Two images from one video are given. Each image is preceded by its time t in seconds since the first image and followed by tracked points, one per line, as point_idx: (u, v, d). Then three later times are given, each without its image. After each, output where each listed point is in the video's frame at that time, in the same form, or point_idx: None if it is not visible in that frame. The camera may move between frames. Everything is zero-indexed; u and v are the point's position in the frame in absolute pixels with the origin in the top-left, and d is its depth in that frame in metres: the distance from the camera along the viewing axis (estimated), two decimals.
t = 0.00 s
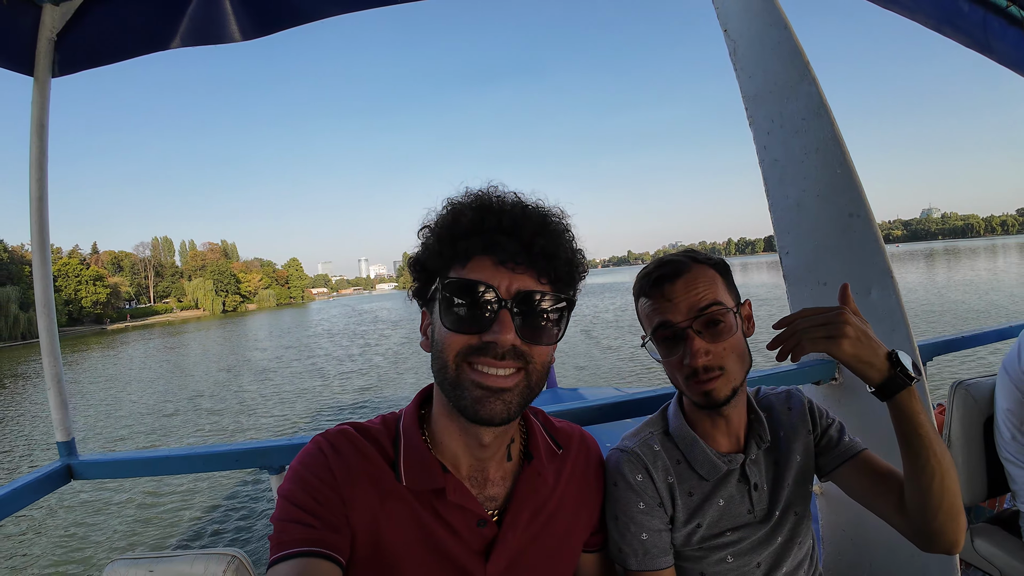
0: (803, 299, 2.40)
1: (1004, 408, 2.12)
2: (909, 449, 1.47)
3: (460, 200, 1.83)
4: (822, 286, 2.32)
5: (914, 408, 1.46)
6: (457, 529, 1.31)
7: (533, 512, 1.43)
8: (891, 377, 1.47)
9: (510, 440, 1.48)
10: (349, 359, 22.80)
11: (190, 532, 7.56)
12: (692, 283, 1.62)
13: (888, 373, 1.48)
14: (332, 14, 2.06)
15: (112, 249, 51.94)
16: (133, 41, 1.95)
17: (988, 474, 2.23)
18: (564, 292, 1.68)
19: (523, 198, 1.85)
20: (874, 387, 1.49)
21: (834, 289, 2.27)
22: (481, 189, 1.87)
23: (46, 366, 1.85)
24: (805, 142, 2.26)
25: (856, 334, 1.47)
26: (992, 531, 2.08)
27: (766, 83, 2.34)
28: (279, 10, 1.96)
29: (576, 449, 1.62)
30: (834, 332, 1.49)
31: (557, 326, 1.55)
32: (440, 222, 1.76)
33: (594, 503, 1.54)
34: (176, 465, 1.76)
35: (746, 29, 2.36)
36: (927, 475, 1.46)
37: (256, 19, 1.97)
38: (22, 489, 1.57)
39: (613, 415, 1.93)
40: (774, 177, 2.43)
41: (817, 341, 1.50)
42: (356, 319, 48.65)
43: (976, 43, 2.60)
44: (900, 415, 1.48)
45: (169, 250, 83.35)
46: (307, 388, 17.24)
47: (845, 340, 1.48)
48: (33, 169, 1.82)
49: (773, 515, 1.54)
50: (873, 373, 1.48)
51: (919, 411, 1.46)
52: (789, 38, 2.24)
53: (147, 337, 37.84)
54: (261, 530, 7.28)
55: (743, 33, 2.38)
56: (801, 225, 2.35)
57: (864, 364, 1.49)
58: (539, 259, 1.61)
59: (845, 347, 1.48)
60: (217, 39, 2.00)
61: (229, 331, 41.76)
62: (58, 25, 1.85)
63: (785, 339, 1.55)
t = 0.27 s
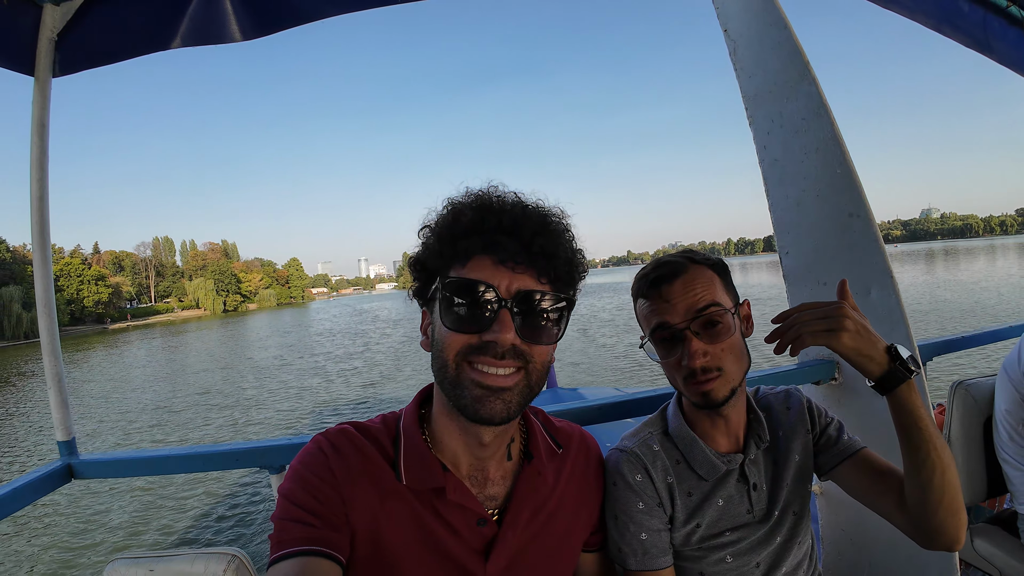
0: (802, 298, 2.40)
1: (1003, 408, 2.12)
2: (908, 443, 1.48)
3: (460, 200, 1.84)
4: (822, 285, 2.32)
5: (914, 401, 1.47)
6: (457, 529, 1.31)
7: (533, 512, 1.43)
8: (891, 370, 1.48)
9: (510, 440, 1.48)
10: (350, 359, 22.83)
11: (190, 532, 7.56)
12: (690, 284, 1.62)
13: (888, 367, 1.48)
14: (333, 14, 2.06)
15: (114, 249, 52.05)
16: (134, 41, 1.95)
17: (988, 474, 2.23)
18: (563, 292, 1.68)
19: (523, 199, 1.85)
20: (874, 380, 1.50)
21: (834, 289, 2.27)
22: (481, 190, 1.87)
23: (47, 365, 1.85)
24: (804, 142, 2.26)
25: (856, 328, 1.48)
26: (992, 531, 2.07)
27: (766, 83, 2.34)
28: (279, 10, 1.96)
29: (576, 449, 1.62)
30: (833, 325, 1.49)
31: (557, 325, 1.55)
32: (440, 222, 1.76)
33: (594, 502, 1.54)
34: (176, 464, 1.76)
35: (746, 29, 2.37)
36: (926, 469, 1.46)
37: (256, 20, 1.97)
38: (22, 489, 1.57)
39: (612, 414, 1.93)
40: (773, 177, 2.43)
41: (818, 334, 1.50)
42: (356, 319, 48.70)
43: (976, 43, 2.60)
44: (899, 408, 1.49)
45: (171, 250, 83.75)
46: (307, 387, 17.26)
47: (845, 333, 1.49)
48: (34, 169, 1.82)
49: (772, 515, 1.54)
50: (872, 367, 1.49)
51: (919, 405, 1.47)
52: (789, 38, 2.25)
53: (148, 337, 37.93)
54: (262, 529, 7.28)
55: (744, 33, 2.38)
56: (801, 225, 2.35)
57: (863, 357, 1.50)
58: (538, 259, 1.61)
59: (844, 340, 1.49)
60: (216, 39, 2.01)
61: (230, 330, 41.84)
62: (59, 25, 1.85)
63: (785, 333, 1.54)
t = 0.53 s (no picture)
0: (803, 299, 2.40)
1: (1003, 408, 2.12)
2: (921, 460, 1.45)
3: (459, 200, 1.83)
4: (822, 286, 2.32)
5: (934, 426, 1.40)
6: (457, 528, 1.31)
7: (533, 513, 1.42)
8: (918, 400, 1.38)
9: (510, 440, 1.48)
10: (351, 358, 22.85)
11: (189, 532, 7.55)
12: (690, 284, 1.62)
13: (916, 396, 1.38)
14: (333, 14, 2.06)
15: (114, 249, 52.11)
16: (133, 40, 1.94)
17: (988, 475, 2.23)
18: (564, 292, 1.68)
19: (523, 199, 1.85)
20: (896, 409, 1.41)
21: (834, 290, 2.27)
22: (481, 189, 1.87)
23: (47, 365, 1.85)
24: (805, 142, 2.26)
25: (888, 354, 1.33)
26: (992, 531, 2.07)
27: (766, 83, 2.34)
28: (279, 10, 1.96)
29: (576, 449, 1.62)
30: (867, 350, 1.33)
31: (557, 326, 1.55)
32: (440, 222, 1.76)
33: (593, 502, 1.54)
34: (175, 464, 1.76)
35: (746, 29, 2.36)
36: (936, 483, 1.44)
37: (257, 20, 1.97)
38: (21, 489, 1.57)
39: (613, 414, 1.93)
40: (774, 176, 2.43)
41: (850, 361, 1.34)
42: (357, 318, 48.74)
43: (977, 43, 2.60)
44: (918, 431, 1.42)
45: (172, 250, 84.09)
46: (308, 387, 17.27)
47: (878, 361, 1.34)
48: (33, 169, 1.82)
49: (772, 515, 1.54)
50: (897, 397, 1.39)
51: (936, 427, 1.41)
52: (789, 38, 2.24)
53: (149, 336, 38.03)
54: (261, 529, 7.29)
55: (744, 32, 2.38)
56: (801, 225, 2.35)
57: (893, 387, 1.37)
58: (538, 259, 1.61)
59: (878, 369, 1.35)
60: (216, 38, 2.00)
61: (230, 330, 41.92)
62: (58, 25, 1.84)
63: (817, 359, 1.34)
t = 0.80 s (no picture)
0: (803, 299, 2.40)
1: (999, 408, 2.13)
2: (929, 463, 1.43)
3: (460, 199, 1.84)
4: (822, 286, 2.31)
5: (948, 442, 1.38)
6: (456, 529, 1.31)
7: (532, 512, 1.43)
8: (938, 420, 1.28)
9: (510, 440, 1.48)
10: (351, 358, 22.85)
11: (189, 531, 7.55)
12: (688, 281, 1.62)
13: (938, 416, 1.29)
14: (333, 14, 2.06)
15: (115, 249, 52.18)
16: (134, 40, 1.95)
17: (988, 476, 2.23)
18: (563, 292, 1.68)
19: (524, 198, 1.85)
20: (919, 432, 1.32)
21: (835, 289, 2.26)
22: (482, 189, 1.87)
23: (47, 364, 1.85)
24: (805, 142, 2.26)
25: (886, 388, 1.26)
26: (992, 531, 2.07)
27: (766, 82, 2.34)
28: (279, 10, 1.96)
29: (575, 449, 1.62)
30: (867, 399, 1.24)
31: (557, 325, 1.55)
32: (440, 221, 1.76)
33: (593, 502, 1.54)
34: (175, 464, 1.76)
35: (746, 29, 2.36)
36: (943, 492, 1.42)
37: (257, 20, 1.97)
38: (21, 488, 1.57)
39: (613, 414, 1.93)
40: (774, 176, 2.43)
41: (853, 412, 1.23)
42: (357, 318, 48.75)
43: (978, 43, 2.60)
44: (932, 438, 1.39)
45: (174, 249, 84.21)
46: (308, 386, 17.29)
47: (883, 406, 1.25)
48: (34, 168, 1.82)
49: (771, 515, 1.54)
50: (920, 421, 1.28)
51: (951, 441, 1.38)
52: (789, 38, 2.24)
53: (150, 336, 38.10)
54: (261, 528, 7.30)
55: (744, 32, 2.38)
56: (802, 225, 2.35)
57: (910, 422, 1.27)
58: (539, 259, 1.61)
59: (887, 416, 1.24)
60: (215, 38, 2.00)
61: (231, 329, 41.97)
62: (58, 24, 1.85)
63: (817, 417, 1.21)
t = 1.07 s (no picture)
0: (803, 299, 2.40)
1: (999, 407, 2.13)
2: (921, 437, 1.46)
3: (459, 200, 1.83)
4: (822, 286, 2.31)
5: (927, 395, 1.42)
6: (456, 529, 1.31)
7: (531, 513, 1.43)
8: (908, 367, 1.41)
9: (509, 440, 1.48)
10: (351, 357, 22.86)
11: (189, 531, 7.55)
12: (687, 281, 1.62)
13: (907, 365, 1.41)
14: (333, 14, 2.06)
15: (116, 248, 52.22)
16: (134, 40, 1.95)
17: (987, 476, 2.23)
18: (563, 292, 1.68)
19: (523, 199, 1.84)
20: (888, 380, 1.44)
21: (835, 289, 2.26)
22: (481, 189, 1.87)
23: (47, 364, 1.85)
24: (805, 142, 2.26)
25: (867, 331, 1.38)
26: (992, 531, 2.07)
27: (767, 83, 2.34)
28: (279, 10, 1.96)
29: (574, 449, 1.62)
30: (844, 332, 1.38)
31: (556, 325, 1.55)
32: (440, 222, 1.75)
33: (592, 502, 1.54)
34: (175, 464, 1.75)
35: (746, 29, 2.36)
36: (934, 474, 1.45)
37: (257, 20, 1.97)
38: (21, 488, 1.57)
39: (613, 413, 1.93)
40: (774, 177, 2.43)
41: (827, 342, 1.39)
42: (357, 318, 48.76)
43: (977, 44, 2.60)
44: (916, 403, 1.44)
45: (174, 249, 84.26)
46: (308, 386, 17.30)
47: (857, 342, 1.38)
48: (33, 169, 1.82)
49: (771, 515, 1.54)
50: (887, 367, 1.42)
51: (933, 397, 1.43)
52: (789, 38, 2.24)
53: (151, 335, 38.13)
54: (261, 529, 7.30)
55: (744, 32, 2.38)
56: (801, 225, 2.35)
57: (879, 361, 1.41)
58: (538, 259, 1.61)
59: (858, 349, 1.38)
60: (215, 38, 2.00)
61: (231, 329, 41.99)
62: (59, 24, 1.84)
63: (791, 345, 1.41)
